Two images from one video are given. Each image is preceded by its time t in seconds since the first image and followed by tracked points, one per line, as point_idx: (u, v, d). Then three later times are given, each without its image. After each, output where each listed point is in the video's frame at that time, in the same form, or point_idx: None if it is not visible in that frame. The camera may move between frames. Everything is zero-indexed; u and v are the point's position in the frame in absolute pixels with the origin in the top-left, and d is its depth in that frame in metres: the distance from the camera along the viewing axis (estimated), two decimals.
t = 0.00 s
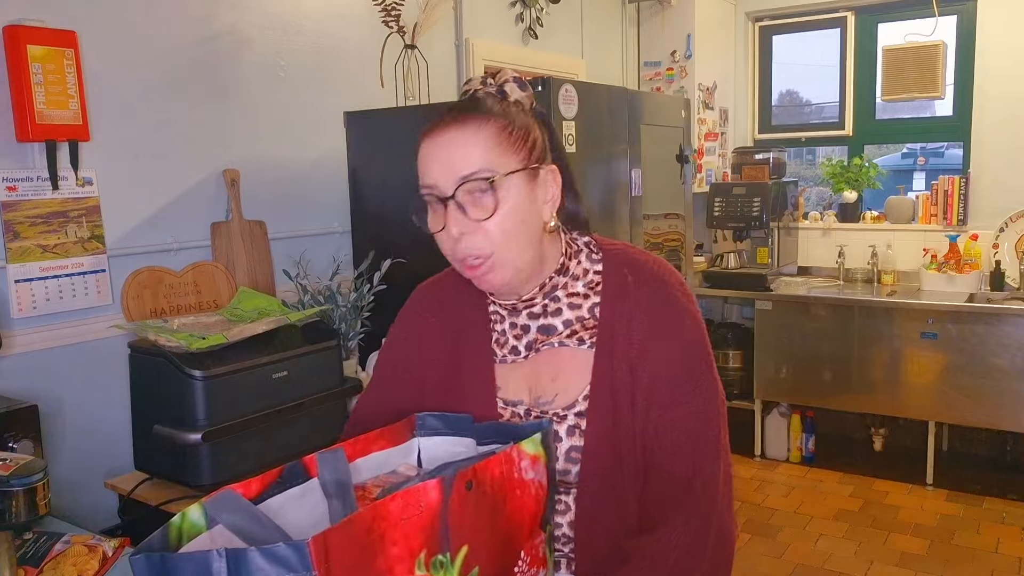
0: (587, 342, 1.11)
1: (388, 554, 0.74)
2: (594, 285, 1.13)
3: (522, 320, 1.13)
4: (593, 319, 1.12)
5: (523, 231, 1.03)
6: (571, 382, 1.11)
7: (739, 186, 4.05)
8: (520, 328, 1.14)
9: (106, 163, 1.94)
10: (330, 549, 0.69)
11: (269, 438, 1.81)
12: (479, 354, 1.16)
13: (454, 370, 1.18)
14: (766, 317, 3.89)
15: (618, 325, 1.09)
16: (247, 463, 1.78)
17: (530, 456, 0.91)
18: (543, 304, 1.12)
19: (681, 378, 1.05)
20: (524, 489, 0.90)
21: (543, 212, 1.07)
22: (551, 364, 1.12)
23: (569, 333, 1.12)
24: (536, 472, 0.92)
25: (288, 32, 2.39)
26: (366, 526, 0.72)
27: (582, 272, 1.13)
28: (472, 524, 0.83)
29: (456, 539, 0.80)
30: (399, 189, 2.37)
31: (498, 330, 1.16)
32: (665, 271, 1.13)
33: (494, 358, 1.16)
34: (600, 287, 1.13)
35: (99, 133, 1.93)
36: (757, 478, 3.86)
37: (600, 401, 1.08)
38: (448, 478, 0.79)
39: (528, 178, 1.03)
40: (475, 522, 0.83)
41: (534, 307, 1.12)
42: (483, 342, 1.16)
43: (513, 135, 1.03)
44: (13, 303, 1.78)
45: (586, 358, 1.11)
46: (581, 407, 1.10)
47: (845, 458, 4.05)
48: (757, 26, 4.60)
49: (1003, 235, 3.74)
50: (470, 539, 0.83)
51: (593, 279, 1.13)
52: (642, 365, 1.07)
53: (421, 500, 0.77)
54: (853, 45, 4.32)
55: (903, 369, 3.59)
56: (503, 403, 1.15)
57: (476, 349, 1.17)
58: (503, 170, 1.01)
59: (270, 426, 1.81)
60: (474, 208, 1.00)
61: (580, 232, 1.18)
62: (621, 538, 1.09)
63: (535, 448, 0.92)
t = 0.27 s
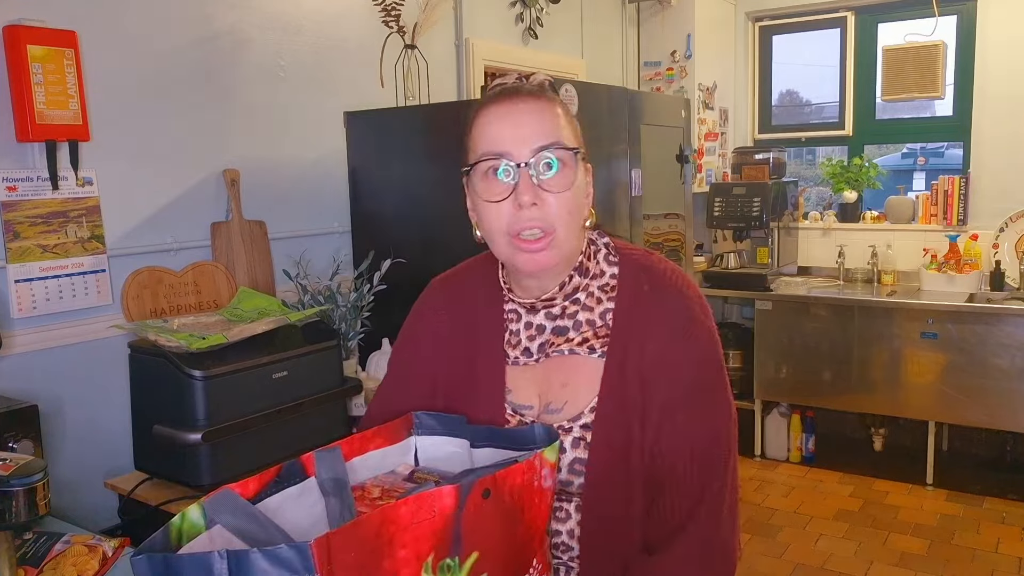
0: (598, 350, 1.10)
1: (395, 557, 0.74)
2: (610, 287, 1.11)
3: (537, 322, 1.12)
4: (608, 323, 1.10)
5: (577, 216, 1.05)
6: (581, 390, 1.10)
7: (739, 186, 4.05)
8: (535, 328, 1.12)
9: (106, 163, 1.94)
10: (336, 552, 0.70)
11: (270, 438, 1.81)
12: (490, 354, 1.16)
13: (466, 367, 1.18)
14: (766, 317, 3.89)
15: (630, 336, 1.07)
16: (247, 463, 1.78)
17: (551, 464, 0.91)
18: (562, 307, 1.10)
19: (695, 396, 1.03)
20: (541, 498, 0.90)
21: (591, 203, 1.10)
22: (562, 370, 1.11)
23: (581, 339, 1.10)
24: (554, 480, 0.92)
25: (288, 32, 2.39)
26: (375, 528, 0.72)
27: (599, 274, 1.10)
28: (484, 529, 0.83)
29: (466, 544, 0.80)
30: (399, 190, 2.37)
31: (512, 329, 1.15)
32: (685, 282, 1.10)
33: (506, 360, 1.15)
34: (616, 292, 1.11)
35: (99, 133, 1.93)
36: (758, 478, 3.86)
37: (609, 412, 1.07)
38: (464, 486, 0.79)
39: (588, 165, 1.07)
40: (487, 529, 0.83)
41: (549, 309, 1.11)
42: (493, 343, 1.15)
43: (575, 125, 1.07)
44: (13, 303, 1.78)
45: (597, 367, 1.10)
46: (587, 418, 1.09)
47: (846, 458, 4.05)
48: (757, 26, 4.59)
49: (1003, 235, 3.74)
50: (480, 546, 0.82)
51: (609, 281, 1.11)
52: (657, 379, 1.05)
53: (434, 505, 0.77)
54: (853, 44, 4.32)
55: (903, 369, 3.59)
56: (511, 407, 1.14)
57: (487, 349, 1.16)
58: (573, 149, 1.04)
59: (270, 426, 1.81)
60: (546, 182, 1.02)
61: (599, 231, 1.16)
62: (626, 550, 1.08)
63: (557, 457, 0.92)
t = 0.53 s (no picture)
0: (597, 349, 1.09)
1: (376, 558, 0.74)
2: (614, 289, 1.10)
3: (539, 320, 1.12)
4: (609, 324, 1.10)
5: (568, 233, 1.02)
6: (576, 388, 1.09)
7: (739, 186, 4.05)
8: (537, 325, 1.13)
9: (106, 163, 1.94)
10: (314, 552, 0.69)
11: (268, 438, 1.81)
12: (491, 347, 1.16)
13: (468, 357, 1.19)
14: (766, 317, 3.89)
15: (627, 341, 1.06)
16: (247, 462, 1.78)
17: (537, 463, 0.92)
18: (563, 306, 1.10)
19: (689, 406, 1.02)
20: (526, 498, 0.91)
21: (587, 211, 1.06)
22: (558, 367, 1.11)
23: (579, 337, 1.10)
24: (540, 479, 0.92)
25: (288, 32, 2.38)
26: (355, 529, 0.72)
27: (604, 275, 1.10)
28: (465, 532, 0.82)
29: (448, 544, 0.79)
30: (399, 190, 2.37)
31: (513, 325, 1.16)
32: (686, 288, 1.09)
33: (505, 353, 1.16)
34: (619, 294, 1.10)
35: (99, 133, 1.93)
36: (757, 478, 3.86)
37: (601, 418, 1.06)
38: (445, 485, 0.79)
39: (573, 183, 1.02)
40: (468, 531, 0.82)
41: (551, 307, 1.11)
42: (490, 334, 1.17)
43: (564, 134, 1.02)
44: (13, 303, 1.78)
45: (593, 366, 1.09)
46: (577, 415, 1.08)
47: (846, 458, 4.05)
48: (757, 26, 4.59)
49: (1003, 235, 3.74)
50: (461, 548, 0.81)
51: (614, 283, 1.10)
52: (651, 384, 1.04)
53: (415, 505, 0.76)
54: (853, 44, 4.32)
55: (903, 369, 3.59)
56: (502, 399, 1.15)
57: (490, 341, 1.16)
58: (551, 175, 1.00)
59: (269, 426, 1.80)
60: (522, 215, 1.00)
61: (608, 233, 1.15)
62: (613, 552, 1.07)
63: (542, 455, 0.93)
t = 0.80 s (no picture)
0: (569, 342, 1.12)
1: (324, 548, 0.77)
2: (589, 286, 1.13)
3: (516, 312, 1.16)
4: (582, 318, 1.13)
5: (526, 244, 1.06)
6: (544, 375, 1.12)
7: (739, 186, 4.05)
8: (515, 318, 1.16)
9: (106, 163, 1.94)
10: (256, 540, 0.72)
11: (267, 438, 1.81)
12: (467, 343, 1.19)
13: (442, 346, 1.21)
14: (766, 317, 3.90)
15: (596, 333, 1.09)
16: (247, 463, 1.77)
17: (505, 461, 0.91)
18: (539, 300, 1.14)
19: (654, 401, 1.04)
20: (494, 495, 0.90)
21: (552, 218, 1.09)
22: (531, 357, 1.14)
23: (551, 329, 1.14)
24: (510, 477, 0.91)
25: (288, 32, 2.38)
26: (299, 519, 0.75)
27: (580, 272, 1.13)
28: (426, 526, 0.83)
29: (403, 537, 0.81)
30: (399, 189, 2.37)
31: (494, 315, 1.19)
32: (660, 287, 1.11)
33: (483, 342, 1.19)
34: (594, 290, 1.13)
35: (99, 132, 1.93)
36: (757, 478, 3.86)
37: (567, 409, 1.06)
38: (396, 478, 0.80)
39: (529, 197, 1.05)
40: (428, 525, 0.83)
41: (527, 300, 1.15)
42: (470, 325, 1.19)
43: (516, 149, 1.04)
44: (13, 303, 1.78)
45: (563, 357, 1.12)
46: (543, 401, 1.11)
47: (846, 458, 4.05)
48: (757, 26, 4.59)
49: (1002, 235, 3.75)
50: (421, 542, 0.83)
51: (589, 280, 1.13)
52: (617, 375, 1.06)
53: (364, 497, 0.79)
54: (853, 44, 4.32)
55: (903, 369, 3.59)
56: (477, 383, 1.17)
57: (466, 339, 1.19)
58: (502, 196, 1.04)
59: (268, 426, 1.80)
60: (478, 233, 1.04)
61: (587, 231, 1.17)
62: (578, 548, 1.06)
63: (512, 453, 0.91)
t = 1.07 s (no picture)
0: (530, 333, 1.16)
1: (283, 539, 0.82)
2: (553, 280, 1.16)
3: (481, 303, 1.20)
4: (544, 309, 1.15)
5: (492, 242, 1.08)
6: (504, 363, 1.17)
7: (739, 186, 4.05)
8: (481, 309, 1.21)
9: (106, 163, 1.94)
10: (215, 531, 0.77)
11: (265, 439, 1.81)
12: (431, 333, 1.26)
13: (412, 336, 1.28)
14: (767, 317, 3.89)
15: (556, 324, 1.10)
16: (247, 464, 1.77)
17: (464, 454, 0.96)
18: (502, 292, 1.18)
19: (610, 391, 1.06)
20: (452, 487, 0.95)
21: (518, 216, 1.11)
22: (494, 346, 1.19)
23: (513, 319, 1.17)
24: (469, 470, 0.96)
25: (288, 32, 2.38)
26: (257, 511, 0.80)
27: (542, 265, 1.15)
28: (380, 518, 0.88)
29: (360, 528, 0.86)
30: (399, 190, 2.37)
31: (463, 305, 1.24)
32: (618, 278, 1.13)
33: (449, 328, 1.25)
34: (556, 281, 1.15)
35: (99, 132, 1.93)
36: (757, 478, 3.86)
37: (525, 397, 1.08)
38: (351, 470, 0.85)
39: (495, 197, 1.08)
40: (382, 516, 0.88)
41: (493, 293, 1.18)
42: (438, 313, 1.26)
43: (481, 151, 1.07)
44: (14, 303, 1.78)
45: (523, 346, 1.16)
46: (501, 386, 1.15)
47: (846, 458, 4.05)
48: (757, 26, 4.59)
49: (1002, 235, 3.75)
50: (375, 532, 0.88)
51: (553, 274, 1.15)
52: (575, 366, 1.08)
53: (321, 489, 0.84)
54: (852, 44, 4.32)
55: (903, 369, 3.59)
56: (441, 367, 1.24)
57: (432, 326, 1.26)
58: (470, 195, 1.06)
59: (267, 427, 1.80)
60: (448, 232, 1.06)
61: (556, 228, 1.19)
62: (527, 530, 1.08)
63: (470, 447, 0.96)
